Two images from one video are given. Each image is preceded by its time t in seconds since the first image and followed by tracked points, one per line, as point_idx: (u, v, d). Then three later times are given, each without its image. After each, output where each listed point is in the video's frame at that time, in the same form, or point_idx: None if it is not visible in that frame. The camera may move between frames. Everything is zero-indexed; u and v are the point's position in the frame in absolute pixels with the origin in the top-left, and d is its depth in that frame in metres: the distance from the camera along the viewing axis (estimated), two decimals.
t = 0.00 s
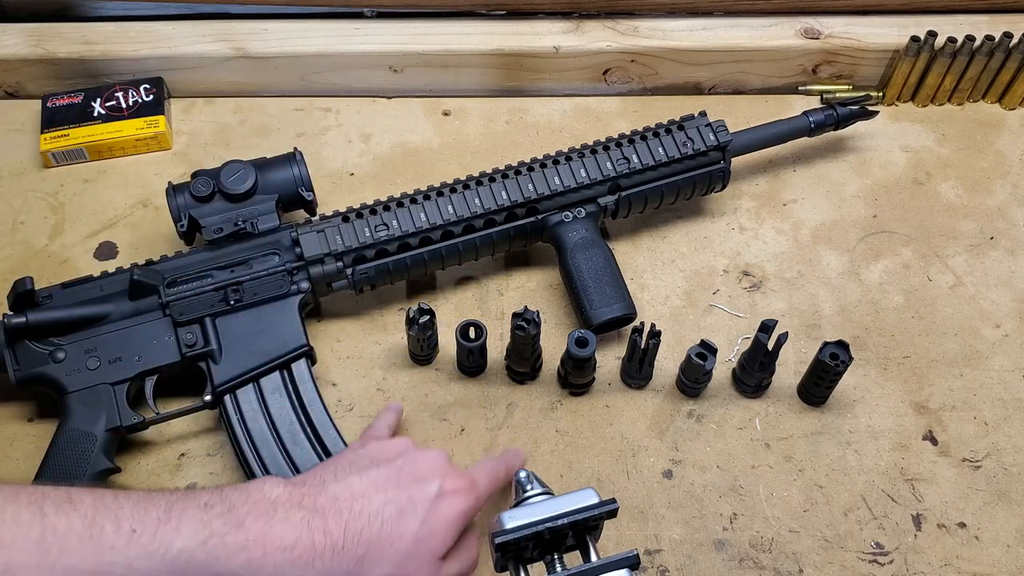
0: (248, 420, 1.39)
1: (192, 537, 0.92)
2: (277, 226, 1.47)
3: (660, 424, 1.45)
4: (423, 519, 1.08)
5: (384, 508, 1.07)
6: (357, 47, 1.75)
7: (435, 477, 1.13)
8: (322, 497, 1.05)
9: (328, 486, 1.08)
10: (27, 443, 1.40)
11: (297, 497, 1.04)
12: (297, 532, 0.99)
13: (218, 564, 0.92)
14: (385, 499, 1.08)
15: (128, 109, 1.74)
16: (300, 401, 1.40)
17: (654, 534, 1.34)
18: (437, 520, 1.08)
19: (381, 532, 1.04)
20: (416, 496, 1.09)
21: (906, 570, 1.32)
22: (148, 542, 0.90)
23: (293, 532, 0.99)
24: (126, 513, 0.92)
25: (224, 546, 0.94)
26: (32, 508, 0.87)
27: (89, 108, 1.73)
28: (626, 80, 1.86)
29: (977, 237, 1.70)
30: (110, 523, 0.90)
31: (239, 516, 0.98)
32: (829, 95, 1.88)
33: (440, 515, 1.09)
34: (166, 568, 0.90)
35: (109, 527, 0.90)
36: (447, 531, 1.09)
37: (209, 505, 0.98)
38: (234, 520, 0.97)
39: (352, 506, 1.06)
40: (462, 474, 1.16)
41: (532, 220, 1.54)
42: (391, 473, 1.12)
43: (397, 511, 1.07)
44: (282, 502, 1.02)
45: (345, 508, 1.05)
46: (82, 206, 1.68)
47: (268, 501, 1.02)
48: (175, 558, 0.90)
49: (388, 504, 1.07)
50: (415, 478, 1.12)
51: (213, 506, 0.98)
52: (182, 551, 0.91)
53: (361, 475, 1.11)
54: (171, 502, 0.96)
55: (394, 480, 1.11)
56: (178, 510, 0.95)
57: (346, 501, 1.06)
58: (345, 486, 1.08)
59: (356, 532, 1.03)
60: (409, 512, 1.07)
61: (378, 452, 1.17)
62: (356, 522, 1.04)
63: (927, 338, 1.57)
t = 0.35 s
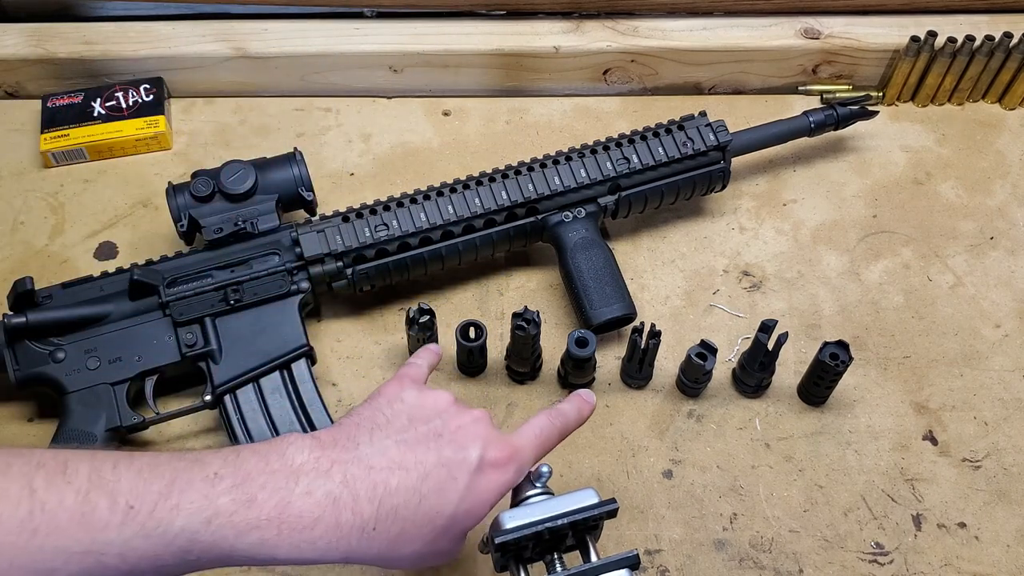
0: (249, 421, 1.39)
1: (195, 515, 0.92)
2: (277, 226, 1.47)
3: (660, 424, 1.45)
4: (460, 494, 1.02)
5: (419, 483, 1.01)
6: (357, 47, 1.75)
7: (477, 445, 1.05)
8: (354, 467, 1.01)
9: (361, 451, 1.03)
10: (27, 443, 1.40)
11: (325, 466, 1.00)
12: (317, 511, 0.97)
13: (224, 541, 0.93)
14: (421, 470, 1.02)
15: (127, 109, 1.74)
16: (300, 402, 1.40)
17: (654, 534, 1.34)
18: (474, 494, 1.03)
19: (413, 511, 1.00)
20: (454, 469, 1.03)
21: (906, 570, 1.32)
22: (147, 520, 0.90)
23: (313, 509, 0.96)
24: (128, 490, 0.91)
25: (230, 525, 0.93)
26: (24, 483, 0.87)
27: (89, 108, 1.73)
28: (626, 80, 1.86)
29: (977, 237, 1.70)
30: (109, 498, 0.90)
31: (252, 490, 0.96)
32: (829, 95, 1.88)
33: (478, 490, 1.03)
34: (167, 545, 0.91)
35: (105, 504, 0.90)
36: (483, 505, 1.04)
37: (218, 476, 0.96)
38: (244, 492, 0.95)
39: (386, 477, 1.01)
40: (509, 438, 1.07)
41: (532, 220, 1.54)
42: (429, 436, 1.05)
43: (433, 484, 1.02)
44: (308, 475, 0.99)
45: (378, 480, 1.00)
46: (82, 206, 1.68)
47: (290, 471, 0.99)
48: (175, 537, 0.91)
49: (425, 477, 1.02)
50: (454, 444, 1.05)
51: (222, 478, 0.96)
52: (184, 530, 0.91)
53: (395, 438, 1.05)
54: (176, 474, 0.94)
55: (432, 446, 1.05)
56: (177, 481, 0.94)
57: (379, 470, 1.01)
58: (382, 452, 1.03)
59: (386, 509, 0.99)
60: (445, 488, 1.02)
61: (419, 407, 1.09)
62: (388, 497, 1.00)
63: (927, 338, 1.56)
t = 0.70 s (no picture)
0: (248, 421, 1.39)
1: (164, 511, 0.88)
2: (277, 226, 1.47)
3: (660, 424, 1.45)
4: (438, 490, 0.96)
5: (395, 478, 0.96)
6: (356, 47, 1.75)
7: (458, 443, 0.99)
8: (326, 460, 0.96)
9: (337, 447, 0.98)
10: (27, 443, 1.41)
11: (298, 463, 0.95)
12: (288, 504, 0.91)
13: (191, 539, 0.88)
14: (397, 467, 0.96)
15: (127, 109, 1.74)
16: (300, 402, 1.40)
17: (654, 534, 1.34)
18: (453, 490, 0.97)
19: (387, 505, 0.94)
20: (431, 464, 0.97)
21: (906, 570, 1.32)
22: (117, 517, 0.87)
23: (282, 502, 0.91)
24: (97, 492, 0.88)
25: (198, 522, 0.88)
26: None
27: (88, 108, 1.73)
28: (626, 80, 1.86)
29: (978, 237, 1.70)
30: (78, 497, 0.87)
31: (221, 484, 0.91)
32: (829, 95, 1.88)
33: (457, 487, 0.97)
34: (138, 542, 0.87)
35: (76, 502, 0.87)
36: (462, 504, 0.97)
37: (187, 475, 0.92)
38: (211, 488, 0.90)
39: (362, 471, 0.96)
40: (493, 440, 0.99)
41: (532, 220, 1.54)
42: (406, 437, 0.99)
43: (409, 481, 0.96)
44: (280, 471, 0.94)
45: (352, 473, 0.95)
46: (83, 206, 1.68)
47: (258, 467, 0.94)
48: (144, 535, 0.87)
49: (401, 472, 0.96)
50: (434, 442, 0.99)
51: (194, 475, 0.91)
52: (153, 526, 0.87)
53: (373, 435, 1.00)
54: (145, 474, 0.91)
55: (410, 443, 0.99)
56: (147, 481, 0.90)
57: (353, 465, 0.96)
58: (356, 449, 0.98)
59: (359, 502, 0.94)
60: (422, 482, 0.96)
61: (398, 408, 1.04)
62: (360, 490, 0.94)
63: (927, 338, 1.56)
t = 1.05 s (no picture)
0: (248, 420, 1.39)
1: None
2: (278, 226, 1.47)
3: (660, 424, 1.45)
4: (245, 296, 1.05)
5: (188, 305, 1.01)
6: (356, 46, 1.75)
7: (253, 250, 1.09)
8: (110, 307, 0.99)
9: (126, 287, 1.02)
10: (27, 443, 1.40)
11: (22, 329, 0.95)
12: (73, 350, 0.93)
13: None
14: (196, 288, 1.03)
15: (127, 109, 1.74)
16: (298, 401, 1.41)
17: (654, 534, 1.34)
18: (249, 300, 1.05)
19: (194, 330, 1.00)
20: (224, 280, 1.05)
21: (906, 570, 1.32)
22: None
23: (65, 355, 0.93)
24: None
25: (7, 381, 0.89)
26: None
27: (89, 109, 1.74)
28: (626, 80, 1.86)
29: (977, 237, 1.70)
30: None
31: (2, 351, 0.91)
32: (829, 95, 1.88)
33: (260, 287, 1.06)
34: None
35: None
36: (273, 305, 1.06)
37: None
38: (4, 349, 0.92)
39: (156, 285, 1.02)
40: (295, 239, 1.15)
41: (532, 220, 1.54)
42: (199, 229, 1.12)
43: (213, 301, 1.03)
44: (52, 325, 0.96)
45: (136, 313, 0.99)
46: (82, 206, 1.68)
47: (32, 329, 0.95)
48: None
49: (192, 296, 1.02)
50: (243, 246, 1.10)
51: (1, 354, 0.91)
52: None
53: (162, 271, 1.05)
54: None
55: (193, 271, 1.05)
56: None
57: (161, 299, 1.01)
58: (167, 274, 1.04)
59: (150, 337, 0.98)
60: (232, 294, 1.04)
61: (183, 233, 1.11)
62: (147, 324, 0.98)
63: (927, 338, 1.56)
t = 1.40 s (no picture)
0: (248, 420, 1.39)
1: None
2: (277, 226, 1.47)
3: (659, 424, 1.45)
4: (163, 104, 0.86)
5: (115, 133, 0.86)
6: (356, 46, 1.75)
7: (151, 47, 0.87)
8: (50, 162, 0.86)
9: (49, 143, 0.88)
10: (27, 443, 1.41)
11: (33, 167, 0.87)
12: (26, 212, 0.85)
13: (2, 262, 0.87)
14: (121, 118, 0.87)
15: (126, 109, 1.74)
16: (298, 401, 1.41)
17: (654, 534, 1.34)
18: (174, 110, 0.86)
19: (141, 161, 0.87)
20: (139, 93, 0.86)
21: (906, 570, 1.32)
22: None
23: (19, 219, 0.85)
24: None
25: None
26: None
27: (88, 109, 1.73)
28: (626, 80, 1.86)
29: (978, 237, 1.70)
30: None
31: None
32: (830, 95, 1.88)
33: (174, 91, 0.86)
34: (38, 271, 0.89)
35: None
36: (199, 103, 0.88)
37: (44, 177, 0.86)
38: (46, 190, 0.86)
39: (166, 111, 0.86)
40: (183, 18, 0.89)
41: (532, 220, 1.54)
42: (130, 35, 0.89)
43: (142, 128, 0.86)
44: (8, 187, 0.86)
45: (78, 161, 0.86)
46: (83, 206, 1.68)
47: None
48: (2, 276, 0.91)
49: (120, 121, 0.87)
50: (141, 57, 0.87)
51: None
52: None
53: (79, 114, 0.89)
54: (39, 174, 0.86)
55: (106, 98, 0.88)
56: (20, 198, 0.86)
57: (70, 150, 0.86)
58: (122, 96, 0.87)
59: (100, 180, 0.87)
60: (151, 110, 0.86)
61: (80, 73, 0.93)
62: (93, 167, 0.86)
63: (927, 338, 1.56)
